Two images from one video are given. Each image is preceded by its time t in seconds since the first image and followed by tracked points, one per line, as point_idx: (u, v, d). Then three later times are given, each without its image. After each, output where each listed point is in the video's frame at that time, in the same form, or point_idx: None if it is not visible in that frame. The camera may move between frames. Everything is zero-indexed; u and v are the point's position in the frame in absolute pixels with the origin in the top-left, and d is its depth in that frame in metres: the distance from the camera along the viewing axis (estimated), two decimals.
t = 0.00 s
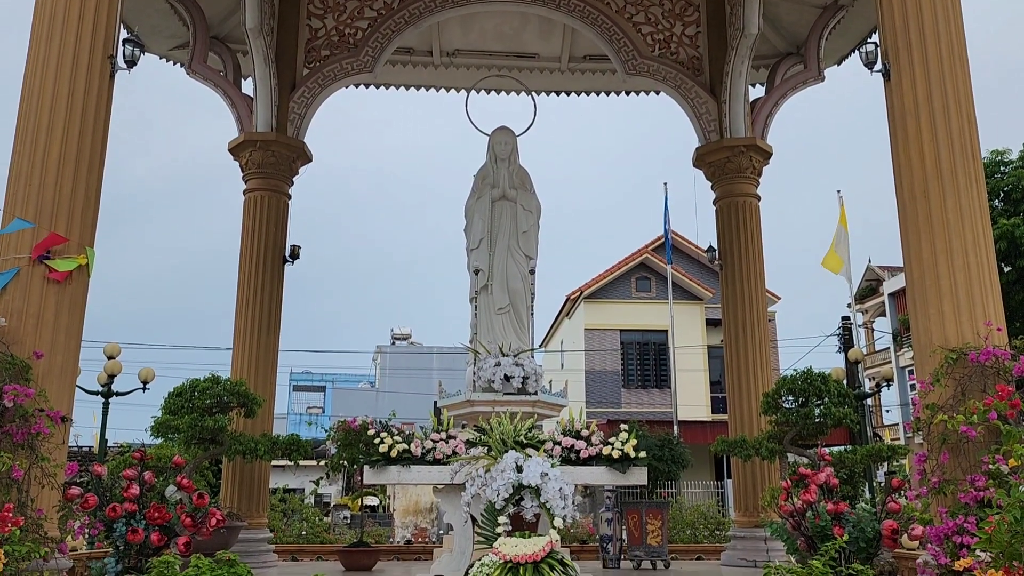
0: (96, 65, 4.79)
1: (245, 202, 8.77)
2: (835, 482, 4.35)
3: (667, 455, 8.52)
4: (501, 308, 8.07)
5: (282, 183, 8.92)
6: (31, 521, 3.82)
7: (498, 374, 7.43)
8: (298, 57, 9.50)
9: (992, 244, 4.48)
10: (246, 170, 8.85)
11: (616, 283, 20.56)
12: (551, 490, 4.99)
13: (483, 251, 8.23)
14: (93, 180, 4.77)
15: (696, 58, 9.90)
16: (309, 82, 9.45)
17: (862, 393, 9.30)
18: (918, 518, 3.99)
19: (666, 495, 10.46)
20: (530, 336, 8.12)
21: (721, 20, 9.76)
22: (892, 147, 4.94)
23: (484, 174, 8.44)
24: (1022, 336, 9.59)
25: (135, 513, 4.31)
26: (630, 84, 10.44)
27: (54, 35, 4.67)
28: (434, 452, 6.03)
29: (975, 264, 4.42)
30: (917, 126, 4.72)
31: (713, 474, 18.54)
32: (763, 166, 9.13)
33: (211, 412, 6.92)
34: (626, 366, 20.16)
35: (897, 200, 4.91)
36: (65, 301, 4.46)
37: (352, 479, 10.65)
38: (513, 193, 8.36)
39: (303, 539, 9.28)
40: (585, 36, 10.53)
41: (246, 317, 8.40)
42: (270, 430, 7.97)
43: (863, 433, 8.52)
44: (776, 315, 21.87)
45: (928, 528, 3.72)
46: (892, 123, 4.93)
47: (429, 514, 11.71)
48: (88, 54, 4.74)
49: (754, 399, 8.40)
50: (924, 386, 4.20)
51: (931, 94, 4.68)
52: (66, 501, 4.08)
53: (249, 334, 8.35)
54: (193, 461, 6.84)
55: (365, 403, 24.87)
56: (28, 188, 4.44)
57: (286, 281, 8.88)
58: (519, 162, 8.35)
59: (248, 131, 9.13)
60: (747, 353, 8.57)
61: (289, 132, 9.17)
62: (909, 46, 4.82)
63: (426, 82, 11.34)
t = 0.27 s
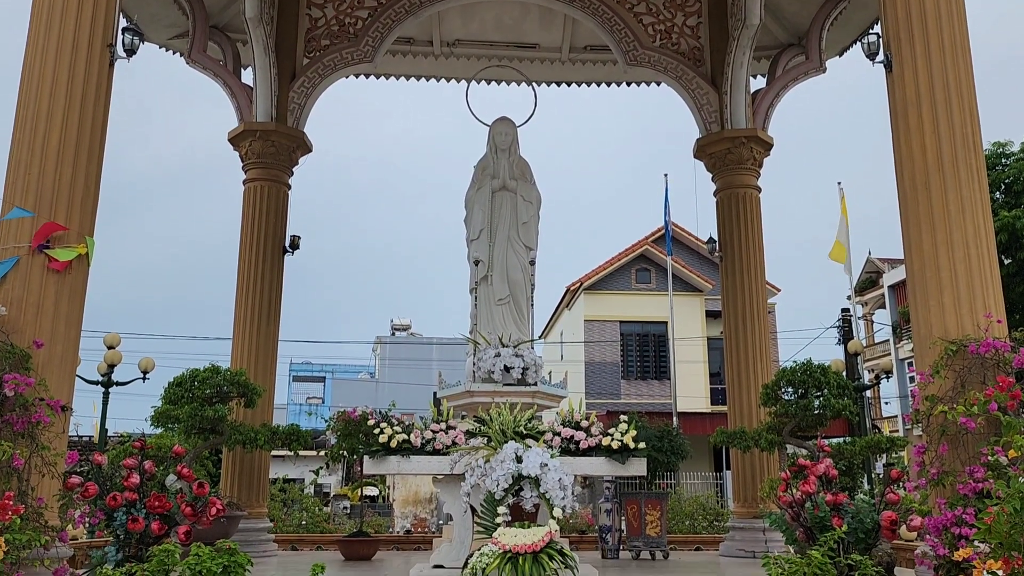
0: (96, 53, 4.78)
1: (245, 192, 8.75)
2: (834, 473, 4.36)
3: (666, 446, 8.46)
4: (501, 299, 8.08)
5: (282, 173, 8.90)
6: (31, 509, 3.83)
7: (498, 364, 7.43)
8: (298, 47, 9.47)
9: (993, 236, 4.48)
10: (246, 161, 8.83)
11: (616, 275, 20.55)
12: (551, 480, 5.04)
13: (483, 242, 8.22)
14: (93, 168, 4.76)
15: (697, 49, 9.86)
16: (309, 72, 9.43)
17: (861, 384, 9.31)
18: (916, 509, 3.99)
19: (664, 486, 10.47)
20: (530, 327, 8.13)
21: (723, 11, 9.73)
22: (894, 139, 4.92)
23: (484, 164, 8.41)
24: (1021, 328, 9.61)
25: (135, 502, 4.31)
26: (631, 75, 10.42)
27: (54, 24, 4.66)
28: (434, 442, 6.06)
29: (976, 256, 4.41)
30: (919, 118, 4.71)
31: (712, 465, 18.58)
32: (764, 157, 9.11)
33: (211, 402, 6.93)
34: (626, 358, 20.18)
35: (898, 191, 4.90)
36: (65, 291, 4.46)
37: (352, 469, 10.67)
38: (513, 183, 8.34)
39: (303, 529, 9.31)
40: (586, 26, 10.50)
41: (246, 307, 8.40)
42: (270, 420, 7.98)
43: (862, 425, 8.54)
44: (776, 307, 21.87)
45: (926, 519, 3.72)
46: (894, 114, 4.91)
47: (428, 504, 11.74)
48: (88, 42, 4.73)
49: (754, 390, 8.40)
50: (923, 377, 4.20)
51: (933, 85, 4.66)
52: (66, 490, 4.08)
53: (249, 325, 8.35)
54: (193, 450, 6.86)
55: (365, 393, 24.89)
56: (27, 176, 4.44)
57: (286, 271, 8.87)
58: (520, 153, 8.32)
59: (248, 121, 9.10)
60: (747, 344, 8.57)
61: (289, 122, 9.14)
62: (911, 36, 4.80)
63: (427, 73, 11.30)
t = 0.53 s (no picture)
0: (96, 41, 4.76)
1: (246, 181, 8.73)
2: (835, 464, 4.36)
3: (667, 436, 8.43)
4: (501, 289, 8.09)
5: (283, 162, 8.87)
6: (32, 497, 3.84)
7: (499, 354, 7.44)
8: (299, 36, 9.44)
9: (996, 227, 4.46)
10: (246, 150, 8.81)
11: (617, 265, 20.53)
12: (552, 470, 5.06)
13: (484, 232, 8.21)
14: (93, 157, 4.74)
15: (700, 38, 9.83)
16: (310, 61, 9.40)
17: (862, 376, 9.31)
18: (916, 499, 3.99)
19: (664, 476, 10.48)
20: (530, 317, 8.15)
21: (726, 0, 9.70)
22: (897, 129, 4.90)
23: (486, 154, 8.38)
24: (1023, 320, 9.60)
25: (136, 490, 4.32)
26: (633, 65, 10.41)
27: (54, 12, 4.65)
28: (435, 432, 6.04)
29: (979, 247, 4.39)
30: (922, 108, 4.69)
31: (712, 456, 18.62)
32: (766, 148, 9.08)
33: (212, 390, 6.94)
34: (626, 348, 20.20)
35: (901, 181, 4.88)
36: (66, 279, 4.45)
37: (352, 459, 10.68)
38: (515, 173, 8.30)
39: (303, 518, 9.34)
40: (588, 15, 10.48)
41: (248, 296, 8.40)
42: (271, 409, 7.99)
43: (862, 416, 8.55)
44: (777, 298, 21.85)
45: (926, 510, 3.71)
46: (897, 104, 4.89)
47: (429, 494, 11.77)
48: (88, 30, 4.71)
49: (754, 381, 8.41)
50: (924, 368, 4.20)
51: (937, 75, 4.64)
52: (67, 478, 4.09)
53: (250, 314, 8.36)
54: (194, 439, 6.87)
55: (366, 383, 24.93)
56: (28, 164, 4.43)
57: (286, 261, 8.86)
58: (522, 143, 8.28)
59: (248, 110, 9.07)
60: (747, 335, 8.57)
61: (290, 111, 9.11)
62: (915, 26, 4.77)
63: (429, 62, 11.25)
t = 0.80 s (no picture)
0: (96, 29, 4.74)
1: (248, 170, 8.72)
2: (836, 454, 4.36)
3: (668, 426, 8.42)
4: (503, 279, 8.10)
5: (285, 151, 8.85)
6: (35, 484, 3.85)
7: (501, 343, 7.45)
8: (301, 24, 9.43)
9: (999, 217, 4.45)
10: (248, 139, 8.79)
11: (619, 255, 20.50)
12: (553, 459, 5.10)
13: (486, 221, 8.20)
14: (94, 147, 4.72)
15: (703, 27, 9.80)
16: (312, 49, 9.38)
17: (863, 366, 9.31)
18: (918, 490, 3.98)
19: (666, 465, 10.49)
20: (532, 307, 8.14)
21: None
22: (900, 119, 4.88)
23: (488, 143, 8.35)
24: None
25: (138, 478, 4.34)
26: (635, 54, 10.41)
27: None
28: (437, 421, 6.05)
29: (982, 238, 4.38)
30: (926, 98, 4.67)
31: (713, 445, 18.66)
32: (769, 137, 9.05)
33: (214, 379, 6.95)
34: (628, 338, 20.21)
35: (904, 170, 4.86)
36: (68, 268, 4.43)
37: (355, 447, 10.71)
38: (517, 162, 8.27)
39: (305, 506, 9.36)
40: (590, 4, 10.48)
41: (249, 285, 8.40)
42: (273, 398, 8.00)
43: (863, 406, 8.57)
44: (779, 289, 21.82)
45: (927, 500, 3.70)
46: (901, 93, 4.87)
47: (431, 483, 11.80)
48: (88, 20, 4.69)
49: (755, 371, 8.41)
50: (926, 359, 4.20)
51: (942, 65, 4.62)
52: (70, 465, 4.12)
53: (251, 303, 8.35)
54: (196, 427, 6.90)
55: (367, 372, 24.97)
56: (29, 153, 4.42)
57: (288, 250, 8.85)
58: (524, 132, 8.25)
59: (250, 98, 9.04)
60: (749, 325, 8.57)
61: (292, 99, 9.09)
62: (920, 14, 4.75)
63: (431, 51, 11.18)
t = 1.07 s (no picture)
0: (97, 18, 4.72)
1: (250, 159, 8.70)
2: (837, 444, 4.35)
3: (669, 416, 8.42)
4: (505, 269, 8.09)
5: (287, 140, 8.83)
6: (38, 472, 3.86)
7: (503, 334, 7.45)
8: (303, 13, 9.41)
9: (1002, 208, 4.43)
10: (250, 128, 8.78)
11: (621, 246, 20.48)
12: (554, 450, 5.15)
13: (488, 211, 8.19)
14: (96, 136, 4.71)
15: (706, 17, 9.78)
16: (313, 38, 9.35)
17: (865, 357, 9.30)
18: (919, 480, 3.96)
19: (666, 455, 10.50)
20: (534, 297, 8.14)
21: None
22: (904, 109, 4.85)
23: (490, 133, 8.33)
24: None
25: (141, 466, 4.35)
26: (637, 44, 10.41)
27: None
28: (438, 410, 6.06)
29: (985, 228, 4.37)
30: (930, 88, 4.65)
31: (714, 436, 18.69)
32: (771, 128, 9.01)
33: (216, 368, 6.96)
34: (629, 329, 20.21)
35: (907, 161, 4.84)
36: (70, 256, 4.44)
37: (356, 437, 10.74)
38: (519, 152, 8.25)
39: (306, 495, 9.39)
40: None
41: (251, 274, 8.40)
42: (274, 387, 8.02)
43: (864, 397, 8.57)
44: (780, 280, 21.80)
45: (928, 491, 3.70)
46: (905, 84, 4.85)
47: (432, 472, 11.83)
48: (89, 8, 4.67)
49: (756, 362, 8.41)
50: (927, 349, 4.19)
51: (946, 54, 4.60)
52: (72, 453, 4.13)
53: (253, 293, 8.36)
54: (198, 416, 6.92)
55: (369, 361, 25.00)
56: (31, 142, 4.41)
57: (290, 239, 8.85)
58: (526, 122, 8.22)
59: (252, 87, 9.01)
60: (750, 315, 8.57)
61: (294, 88, 9.06)
62: (924, 4, 4.73)
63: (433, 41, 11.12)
